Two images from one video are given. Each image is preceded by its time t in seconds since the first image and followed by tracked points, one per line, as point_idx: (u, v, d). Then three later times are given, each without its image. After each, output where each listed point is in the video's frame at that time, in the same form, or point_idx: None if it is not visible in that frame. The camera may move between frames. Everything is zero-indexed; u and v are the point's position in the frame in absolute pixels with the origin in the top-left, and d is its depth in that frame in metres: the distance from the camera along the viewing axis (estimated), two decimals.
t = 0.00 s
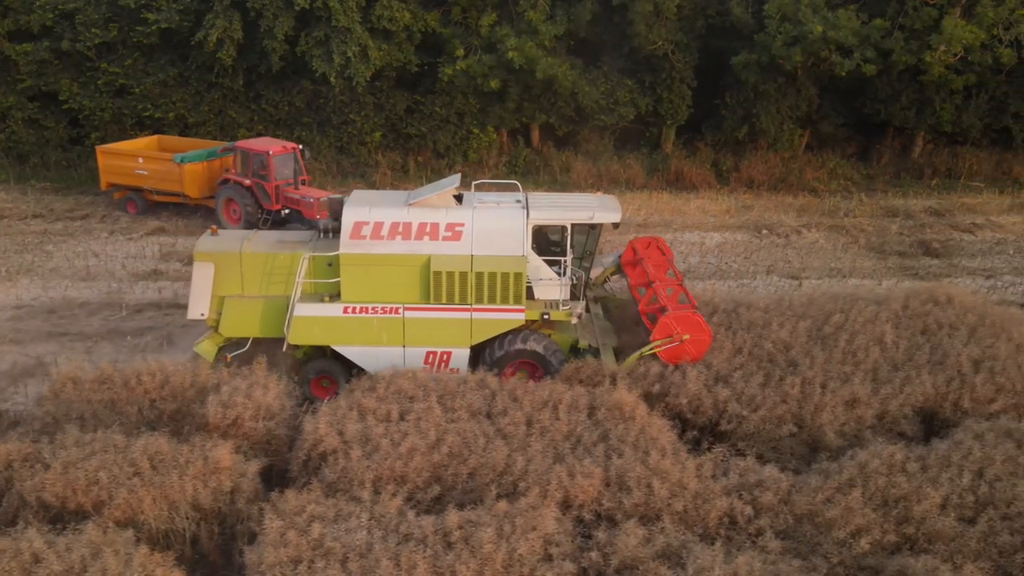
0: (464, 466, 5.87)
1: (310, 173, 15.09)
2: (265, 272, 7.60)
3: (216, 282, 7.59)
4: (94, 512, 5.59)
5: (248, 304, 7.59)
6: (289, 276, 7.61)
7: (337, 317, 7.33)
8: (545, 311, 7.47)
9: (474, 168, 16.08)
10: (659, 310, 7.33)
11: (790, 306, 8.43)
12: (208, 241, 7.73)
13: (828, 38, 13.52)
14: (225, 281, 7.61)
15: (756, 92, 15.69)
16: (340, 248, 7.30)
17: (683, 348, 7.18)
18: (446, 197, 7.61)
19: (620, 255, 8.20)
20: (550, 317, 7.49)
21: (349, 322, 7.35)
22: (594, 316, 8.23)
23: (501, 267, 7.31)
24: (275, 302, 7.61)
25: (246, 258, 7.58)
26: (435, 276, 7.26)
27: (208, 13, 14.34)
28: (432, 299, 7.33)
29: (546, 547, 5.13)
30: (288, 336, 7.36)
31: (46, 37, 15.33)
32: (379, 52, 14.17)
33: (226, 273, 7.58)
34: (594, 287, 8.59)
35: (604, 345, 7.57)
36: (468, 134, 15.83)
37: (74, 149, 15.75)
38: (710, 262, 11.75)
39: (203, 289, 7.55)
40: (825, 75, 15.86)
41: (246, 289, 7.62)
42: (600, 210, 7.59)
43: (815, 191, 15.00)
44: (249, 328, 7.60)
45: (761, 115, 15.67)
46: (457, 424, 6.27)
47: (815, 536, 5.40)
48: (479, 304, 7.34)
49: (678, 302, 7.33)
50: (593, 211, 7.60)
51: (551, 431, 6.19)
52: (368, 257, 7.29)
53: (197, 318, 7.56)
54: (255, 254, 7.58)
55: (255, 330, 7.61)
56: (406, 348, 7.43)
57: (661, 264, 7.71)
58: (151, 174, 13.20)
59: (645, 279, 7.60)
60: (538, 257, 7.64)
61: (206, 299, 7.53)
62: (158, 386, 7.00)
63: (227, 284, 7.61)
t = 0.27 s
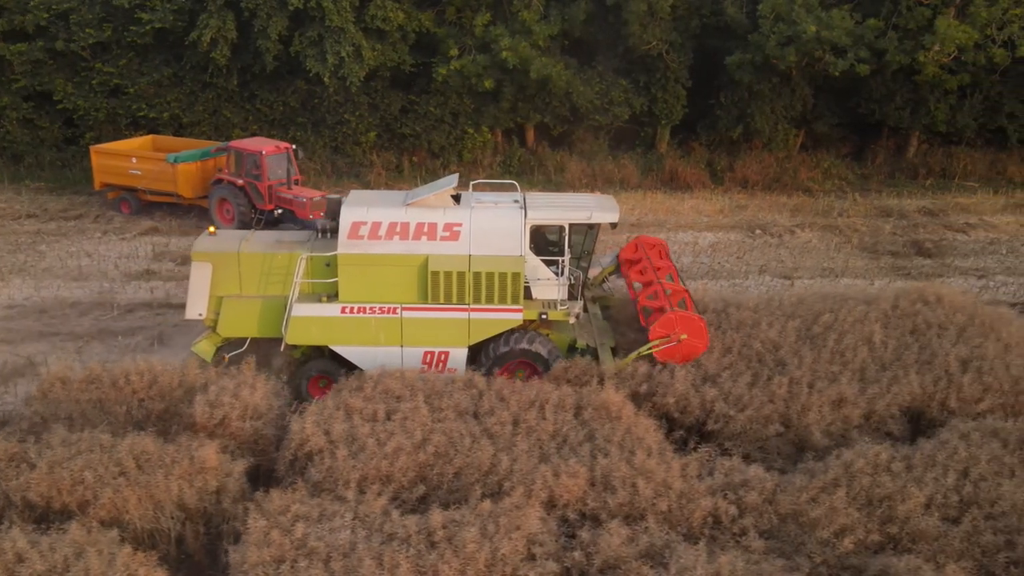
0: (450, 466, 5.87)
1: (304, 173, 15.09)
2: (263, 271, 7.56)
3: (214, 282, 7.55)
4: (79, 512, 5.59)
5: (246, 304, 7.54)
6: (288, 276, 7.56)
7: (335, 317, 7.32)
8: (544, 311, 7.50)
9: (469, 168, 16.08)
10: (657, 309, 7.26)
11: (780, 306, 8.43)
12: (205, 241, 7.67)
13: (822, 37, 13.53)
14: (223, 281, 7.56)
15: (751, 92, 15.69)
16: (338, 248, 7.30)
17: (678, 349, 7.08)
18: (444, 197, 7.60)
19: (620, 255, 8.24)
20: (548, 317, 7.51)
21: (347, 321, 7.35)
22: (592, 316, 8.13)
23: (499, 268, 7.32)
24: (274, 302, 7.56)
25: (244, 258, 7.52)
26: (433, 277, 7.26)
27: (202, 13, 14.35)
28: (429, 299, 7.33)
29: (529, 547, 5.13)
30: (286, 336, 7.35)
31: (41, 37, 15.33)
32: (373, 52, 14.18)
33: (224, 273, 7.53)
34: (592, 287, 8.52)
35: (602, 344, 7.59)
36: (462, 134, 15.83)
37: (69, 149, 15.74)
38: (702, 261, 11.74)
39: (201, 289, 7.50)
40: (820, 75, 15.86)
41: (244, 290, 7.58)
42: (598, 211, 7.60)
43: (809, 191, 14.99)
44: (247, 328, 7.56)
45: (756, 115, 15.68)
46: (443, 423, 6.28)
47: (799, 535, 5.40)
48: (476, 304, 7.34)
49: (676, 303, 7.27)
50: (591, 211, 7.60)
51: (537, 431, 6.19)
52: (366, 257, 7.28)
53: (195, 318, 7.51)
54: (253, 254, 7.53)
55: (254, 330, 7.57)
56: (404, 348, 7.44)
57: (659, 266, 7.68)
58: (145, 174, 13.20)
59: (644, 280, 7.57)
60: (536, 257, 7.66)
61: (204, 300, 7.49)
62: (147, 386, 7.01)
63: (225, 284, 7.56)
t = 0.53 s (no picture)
0: (435, 465, 5.88)
1: (299, 173, 15.09)
2: (260, 271, 7.55)
3: (212, 281, 7.55)
4: (63, 512, 5.59)
5: (244, 304, 7.53)
6: (285, 275, 7.55)
7: (332, 316, 7.32)
8: (541, 311, 7.48)
9: (464, 168, 16.08)
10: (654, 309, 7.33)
11: (769, 306, 8.43)
12: (203, 241, 7.68)
13: (815, 37, 13.54)
14: (221, 281, 7.56)
15: (745, 92, 15.69)
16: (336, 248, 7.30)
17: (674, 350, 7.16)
18: (442, 196, 7.56)
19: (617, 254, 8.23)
20: (545, 316, 7.50)
21: (344, 321, 7.34)
22: (589, 316, 8.12)
23: (497, 267, 7.27)
24: (271, 302, 7.54)
25: (241, 257, 7.52)
26: (430, 276, 7.24)
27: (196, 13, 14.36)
28: (426, 299, 7.31)
29: (512, 547, 5.13)
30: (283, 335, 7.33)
31: (35, 37, 15.32)
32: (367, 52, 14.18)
33: (221, 272, 7.53)
34: (590, 286, 8.51)
35: (599, 344, 7.61)
36: (457, 134, 15.83)
37: (64, 149, 15.74)
38: (695, 261, 11.74)
39: (199, 289, 7.50)
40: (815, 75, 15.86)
41: (242, 289, 7.57)
42: (595, 210, 7.59)
43: (804, 191, 14.99)
44: (244, 328, 7.54)
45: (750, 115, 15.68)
46: (429, 423, 6.28)
47: (783, 535, 5.41)
48: (474, 304, 7.32)
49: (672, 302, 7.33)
50: (588, 211, 7.59)
51: (523, 430, 6.20)
52: (363, 256, 7.28)
53: (193, 318, 7.52)
54: (251, 254, 7.52)
55: (251, 330, 7.55)
56: (401, 348, 7.42)
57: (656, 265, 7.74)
58: (138, 174, 13.20)
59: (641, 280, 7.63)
60: (533, 257, 7.62)
61: (202, 299, 7.49)
62: (134, 386, 7.02)
63: (223, 284, 7.56)
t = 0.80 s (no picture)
0: (422, 465, 5.88)
1: (294, 173, 15.09)
2: (258, 271, 7.54)
3: (210, 281, 7.54)
4: (50, 511, 5.59)
5: (242, 303, 7.52)
6: (283, 275, 7.54)
7: (330, 315, 7.30)
8: (538, 311, 7.48)
9: (459, 167, 16.08)
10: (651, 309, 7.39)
11: (760, 306, 8.43)
12: (201, 241, 7.68)
13: (809, 37, 13.54)
14: (218, 281, 7.56)
15: (740, 92, 15.70)
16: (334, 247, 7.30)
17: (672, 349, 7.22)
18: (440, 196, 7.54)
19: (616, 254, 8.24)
20: (542, 316, 7.49)
21: (342, 321, 7.33)
22: (587, 316, 8.15)
23: (494, 267, 7.28)
24: (269, 301, 7.53)
25: (240, 257, 7.52)
26: (428, 276, 7.24)
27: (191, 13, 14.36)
28: (424, 298, 7.30)
29: (497, 547, 5.14)
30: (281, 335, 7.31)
31: (30, 37, 15.32)
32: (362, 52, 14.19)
33: (220, 272, 7.52)
34: (588, 286, 8.49)
35: (598, 344, 7.60)
36: (452, 134, 15.83)
37: (59, 148, 15.74)
38: (689, 261, 11.73)
39: (197, 288, 7.49)
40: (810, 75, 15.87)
41: (240, 289, 7.56)
42: (593, 211, 7.56)
43: (799, 190, 15.00)
44: (242, 328, 7.52)
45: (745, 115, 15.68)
46: (418, 423, 6.29)
47: (769, 534, 5.41)
48: (472, 304, 7.32)
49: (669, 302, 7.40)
50: (586, 211, 7.56)
51: (511, 430, 6.20)
52: (361, 256, 7.27)
53: (190, 317, 7.49)
54: (249, 254, 7.52)
55: (249, 330, 7.53)
56: (399, 348, 7.41)
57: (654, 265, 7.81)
58: (132, 173, 13.21)
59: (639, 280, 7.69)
60: (531, 257, 7.61)
61: (200, 299, 7.47)
62: (124, 385, 7.02)
63: (221, 284, 7.55)
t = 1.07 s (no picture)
0: (408, 465, 5.89)
1: (288, 173, 15.10)
2: (256, 271, 7.54)
3: (208, 281, 7.54)
4: (36, 511, 5.60)
5: (240, 303, 7.53)
6: (281, 275, 7.54)
7: (328, 315, 7.30)
8: (536, 311, 7.49)
9: (453, 167, 16.09)
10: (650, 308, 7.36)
11: (750, 306, 8.43)
12: (199, 240, 7.67)
13: (803, 37, 13.56)
14: (217, 280, 7.55)
15: (735, 92, 15.70)
16: (332, 247, 7.28)
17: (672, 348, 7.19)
18: (438, 195, 7.50)
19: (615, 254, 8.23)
20: (540, 316, 7.50)
21: (340, 320, 7.32)
22: (585, 316, 8.17)
23: (493, 267, 7.27)
24: (268, 301, 7.54)
25: (238, 256, 7.52)
26: (426, 276, 7.22)
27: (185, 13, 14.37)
28: (423, 298, 7.28)
29: (481, 546, 5.14)
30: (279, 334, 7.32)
31: (25, 37, 15.32)
32: (355, 52, 14.19)
33: (218, 271, 7.53)
34: (586, 286, 8.51)
35: (595, 344, 7.60)
36: (447, 134, 15.82)
37: (54, 148, 15.75)
38: (681, 261, 11.73)
39: (195, 288, 7.48)
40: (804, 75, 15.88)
41: (238, 289, 7.56)
42: (592, 210, 7.55)
43: (793, 190, 15.00)
44: (240, 327, 7.53)
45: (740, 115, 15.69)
46: (404, 422, 6.29)
47: (753, 534, 5.42)
48: (470, 304, 7.30)
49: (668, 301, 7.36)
50: (584, 211, 7.56)
51: (497, 429, 6.21)
52: (359, 256, 7.26)
53: (189, 317, 7.48)
54: (247, 253, 7.53)
55: (247, 329, 7.54)
56: (397, 347, 7.40)
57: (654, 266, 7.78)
58: (126, 173, 13.21)
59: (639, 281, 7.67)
60: (529, 257, 7.60)
61: (198, 298, 7.46)
62: (112, 385, 7.03)
63: (219, 283, 7.55)
